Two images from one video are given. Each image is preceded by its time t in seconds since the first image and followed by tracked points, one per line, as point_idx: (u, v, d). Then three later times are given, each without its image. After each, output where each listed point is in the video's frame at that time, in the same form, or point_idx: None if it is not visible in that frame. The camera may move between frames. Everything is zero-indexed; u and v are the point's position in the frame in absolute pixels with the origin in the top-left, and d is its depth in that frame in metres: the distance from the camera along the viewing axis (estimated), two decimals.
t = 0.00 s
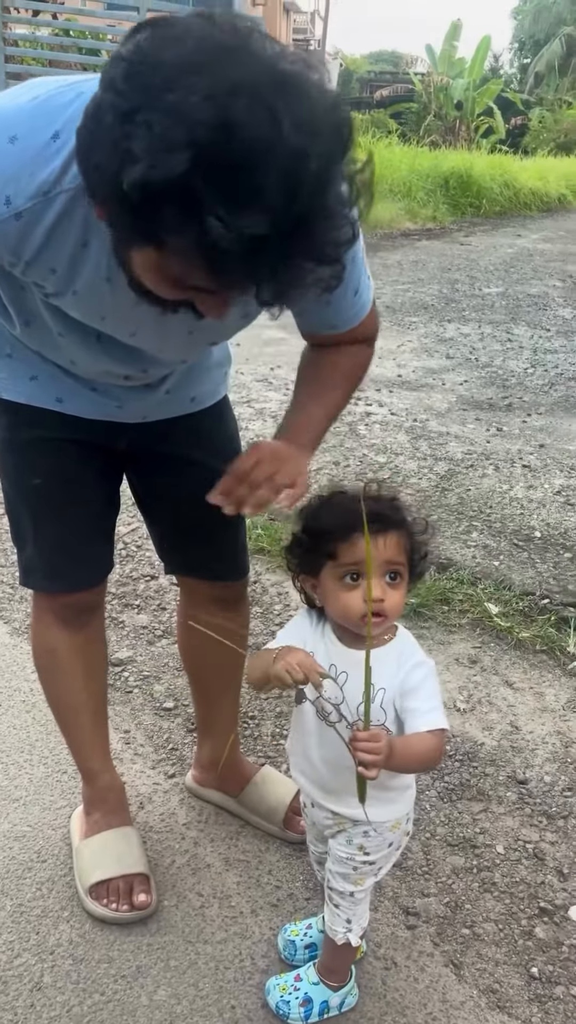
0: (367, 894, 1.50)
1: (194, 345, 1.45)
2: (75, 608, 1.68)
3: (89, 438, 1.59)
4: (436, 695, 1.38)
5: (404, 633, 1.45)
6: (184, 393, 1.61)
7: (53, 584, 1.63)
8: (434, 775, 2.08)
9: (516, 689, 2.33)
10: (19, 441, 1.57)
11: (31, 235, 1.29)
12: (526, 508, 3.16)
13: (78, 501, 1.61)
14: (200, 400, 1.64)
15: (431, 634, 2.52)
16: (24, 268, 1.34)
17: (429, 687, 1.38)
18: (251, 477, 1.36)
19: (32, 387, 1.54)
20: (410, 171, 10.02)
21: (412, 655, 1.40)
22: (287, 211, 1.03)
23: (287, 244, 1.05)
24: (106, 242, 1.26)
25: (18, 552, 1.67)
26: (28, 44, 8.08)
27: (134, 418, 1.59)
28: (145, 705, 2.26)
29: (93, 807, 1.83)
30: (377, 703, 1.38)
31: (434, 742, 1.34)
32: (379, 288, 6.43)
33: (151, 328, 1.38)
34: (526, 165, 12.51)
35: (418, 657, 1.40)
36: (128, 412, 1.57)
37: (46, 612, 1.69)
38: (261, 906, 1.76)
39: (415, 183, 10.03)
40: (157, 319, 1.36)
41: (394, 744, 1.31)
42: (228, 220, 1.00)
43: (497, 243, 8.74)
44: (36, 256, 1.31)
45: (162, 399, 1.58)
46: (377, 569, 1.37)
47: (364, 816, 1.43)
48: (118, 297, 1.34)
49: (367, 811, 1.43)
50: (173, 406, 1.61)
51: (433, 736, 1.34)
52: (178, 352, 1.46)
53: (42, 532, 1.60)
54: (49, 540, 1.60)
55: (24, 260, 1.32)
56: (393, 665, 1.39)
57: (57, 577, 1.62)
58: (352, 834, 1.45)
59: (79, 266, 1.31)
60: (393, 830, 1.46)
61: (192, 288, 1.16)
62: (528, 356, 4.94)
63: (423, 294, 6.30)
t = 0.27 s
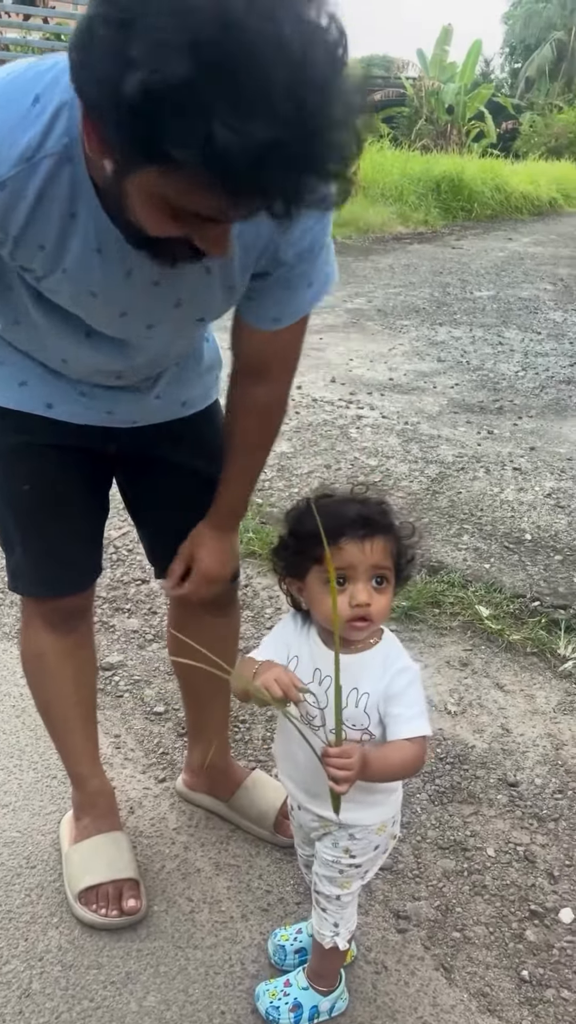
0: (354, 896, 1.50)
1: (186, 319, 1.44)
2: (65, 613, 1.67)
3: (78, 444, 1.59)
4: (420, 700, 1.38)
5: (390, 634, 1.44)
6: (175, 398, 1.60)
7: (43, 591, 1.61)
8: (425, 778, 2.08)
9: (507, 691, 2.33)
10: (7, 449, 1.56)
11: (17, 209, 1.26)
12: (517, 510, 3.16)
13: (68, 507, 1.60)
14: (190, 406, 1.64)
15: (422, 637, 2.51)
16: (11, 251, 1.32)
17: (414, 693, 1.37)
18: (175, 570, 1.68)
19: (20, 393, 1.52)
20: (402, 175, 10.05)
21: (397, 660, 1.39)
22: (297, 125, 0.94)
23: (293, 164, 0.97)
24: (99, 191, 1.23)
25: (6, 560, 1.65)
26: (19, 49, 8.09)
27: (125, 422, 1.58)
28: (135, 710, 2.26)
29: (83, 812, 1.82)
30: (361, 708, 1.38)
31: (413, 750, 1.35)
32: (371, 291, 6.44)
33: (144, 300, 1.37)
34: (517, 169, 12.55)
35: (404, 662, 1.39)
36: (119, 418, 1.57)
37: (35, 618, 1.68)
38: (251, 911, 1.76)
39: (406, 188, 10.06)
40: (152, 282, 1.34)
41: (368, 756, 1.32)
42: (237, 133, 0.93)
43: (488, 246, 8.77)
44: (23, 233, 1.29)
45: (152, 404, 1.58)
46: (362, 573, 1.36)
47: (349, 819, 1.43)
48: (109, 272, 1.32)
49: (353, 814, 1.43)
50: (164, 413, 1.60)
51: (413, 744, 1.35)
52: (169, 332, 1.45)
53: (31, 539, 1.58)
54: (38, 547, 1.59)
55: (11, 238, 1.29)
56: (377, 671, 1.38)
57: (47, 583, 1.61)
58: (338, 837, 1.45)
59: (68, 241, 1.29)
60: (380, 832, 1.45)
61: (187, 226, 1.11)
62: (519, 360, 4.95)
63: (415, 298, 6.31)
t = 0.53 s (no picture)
0: (348, 899, 1.50)
1: (177, 253, 1.36)
2: (47, 621, 1.68)
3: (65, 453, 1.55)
4: (413, 703, 1.37)
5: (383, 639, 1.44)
6: (165, 406, 1.57)
7: (25, 601, 1.62)
8: (418, 781, 2.08)
9: (500, 694, 2.33)
10: None
11: None
12: (510, 512, 3.17)
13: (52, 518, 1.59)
14: (182, 417, 1.60)
15: (415, 640, 2.51)
16: None
17: (406, 696, 1.37)
18: (165, 539, 1.59)
19: (5, 400, 1.50)
20: (396, 178, 10.07)
21: (391, 664, 1.39)
22: None
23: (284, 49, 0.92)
24: (86, 96, 1.19)
25: None
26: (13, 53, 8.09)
27: (114, 430, 1.54)
28: (128, 714, 2.25)
29: (73, 817, 1.82)
30: (353, 714, 1.38)
31: (406, 754, 1.35)
32: (365, 293, 6.44)
33: (133, 225, 1.31)
34: (511, 171, 12.58)
35: (396, 665, 1.39)
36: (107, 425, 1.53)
37: (20, 627, 1.68)
38: (244, 915, 1.75)
39: (400, 190, 10.08)
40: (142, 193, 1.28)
41: (357, 765, 1.32)
42: None
43: (482, 248, 8.78)
44: (6, 153, 1.23)
45: (142, 414, 1.55)
46: (352, 580, 1.36)
47: (342, 823, 1.43)
48: (97, 195, 1.27)
49: (347, 819, 1.43)
50: (154, 421, 1.56)
51: (405, 748, 1.35)
52: (159, 272, 1.37)
53: (15, 550, 1.59)
54: (21, 558, 1.59)
55: None
56: (370, 674, 1.38)
57: (30, 594, 1.62)
58: (331, 840, 1.45)
59: (53, 158, 1.24)
60: (374, 836, 1.45)
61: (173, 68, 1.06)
62: (513, 361, 4.96)
63: (408, 300, 6.32)
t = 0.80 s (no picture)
0: (345, 903, 1.49)
1: (180, 206, 1.32)
2: (41, 632, 1.66)
3: (60, 464, 1.52)
4: (408, 709, 1.37)
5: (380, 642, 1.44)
6: (162, 409, 1.55)
7: (21, 614, 1.60)
8: (416, 783, 2.08)
9: (498, 696, 2.33)
10: None
11: None
12: (508, 515, 3.17)
13: (49, 529, 1.57)
14: (177, 420, 1.58)
15: (413, 642, 2.51)
16: None
17: (400, 703, 1.36)
18: (192, 531, 1.60)
19: None
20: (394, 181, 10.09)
21: (387, 669, 1.38)
22: None
23: None
24: (81, 35, 1.16)
25: None
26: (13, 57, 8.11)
27: (113, 437, 1.52)
28: (125, 716, 2.25)
29: (69, 820, 1.81)
30: (346, 719, 1.38)
31: (397, 761, 1.35)
32: (363, 296, 6.45)
33: (135, 173, 1.27)
34: (509, 175, 12.61)
35: (391, 671, 1.38)
36: (106, 432, 1.51)
37: (15, 639, 1.66)
38: (241, 918, 1.75)
39: (398, 194, 10.10)
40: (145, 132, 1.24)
41: (342, 774, 1.32)
42: None
43: (480, 251, 8.80)
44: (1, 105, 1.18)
45: (140, 418, 1.53)
46: (348, 584, 1.36)
47: (339, 826, 1.42)
48: (98, 142, 1.22)
49: (344, 823, 1.42)
50: (152, 428, 1.55)
51: (396, 755, 1.35)
52: (162, 226, 1.33)
53: (11, 563, 1.57)
54: (17, 572, 1.57)
55: None
56: (364, 681, 1.37)
57: (26, 608, 1.60)
58: (328, 843, 1.45)
59: (52, 106, 1.19)
60: (370, 839, 1.45)
61: None
62: (510, 364, 4.96)
63: (406, 302, 6.33)
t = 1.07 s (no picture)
0: (344, 910, 1.49)
1: (181, 191, 1.32)
2: (42, 640, 1.65)
3: (60, 472, 1.51)
4: (403, 718, 1.36)
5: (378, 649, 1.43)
6: (162, 416, 1.55)
7: (19, 623, 1.60)
8: (416, 789, 2.07)
9: (499, 702, 2.32)
10: None
11: None
12: (510, 520, 3.16)
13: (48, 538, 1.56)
14: (177, 426, 1.58)
15: (414, 647, 2.51)
16: None
17: (395, 712, 1.35)
18: (198, 501, 1.57)
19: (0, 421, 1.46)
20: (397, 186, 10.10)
21: (383, 675, 1.38)
22: None
23: None
24: (75, 17, 1.16)
25: None
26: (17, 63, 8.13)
27: (113, 445, 1.52)
28: (126, 720, 2.24)
29: (69, 824, 1.81)
30: (344, 727, 1.37)
31: (391, 770, 1.34)
32: (366, 301, 6.45)
33: (135, 158, 1.27)
34: (512, 180, 12.62)
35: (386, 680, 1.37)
36: (107, 439, 1.50)
37: (14, 648, 1.65)
38: (240, 923, 1.74)
39: (401, 199, 10.12)
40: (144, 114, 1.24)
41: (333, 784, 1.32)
42: None
43: (483, 256, 8.80)
44: None
45: (140, 425, 1.53)
46: (342, 587, 1.36)
47: (337, 834, 1.42)
48: (97, 127, 1.22)
49: (342, 831, 1.42)
50: (152, 436, 1.54)
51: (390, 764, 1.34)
52: (163, 213, 1.32)
53: (10, 573, 1.56)
54: (16, 581, 1.56)
55: None
56: (358, 689, 1.37)
57: (25, 617, 1.59)
58: (326, 850, 1.44)
59: (49, 91, 1.19)
60: (369, 846, 1.44)
61: None
62: (513, 369, 4.96)
63: (409, 307, 6.33)
